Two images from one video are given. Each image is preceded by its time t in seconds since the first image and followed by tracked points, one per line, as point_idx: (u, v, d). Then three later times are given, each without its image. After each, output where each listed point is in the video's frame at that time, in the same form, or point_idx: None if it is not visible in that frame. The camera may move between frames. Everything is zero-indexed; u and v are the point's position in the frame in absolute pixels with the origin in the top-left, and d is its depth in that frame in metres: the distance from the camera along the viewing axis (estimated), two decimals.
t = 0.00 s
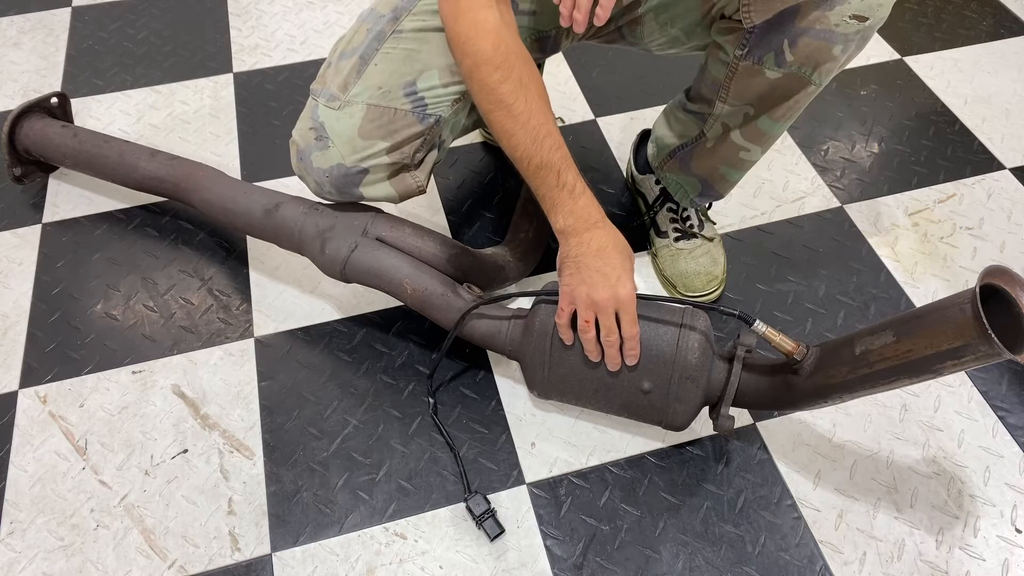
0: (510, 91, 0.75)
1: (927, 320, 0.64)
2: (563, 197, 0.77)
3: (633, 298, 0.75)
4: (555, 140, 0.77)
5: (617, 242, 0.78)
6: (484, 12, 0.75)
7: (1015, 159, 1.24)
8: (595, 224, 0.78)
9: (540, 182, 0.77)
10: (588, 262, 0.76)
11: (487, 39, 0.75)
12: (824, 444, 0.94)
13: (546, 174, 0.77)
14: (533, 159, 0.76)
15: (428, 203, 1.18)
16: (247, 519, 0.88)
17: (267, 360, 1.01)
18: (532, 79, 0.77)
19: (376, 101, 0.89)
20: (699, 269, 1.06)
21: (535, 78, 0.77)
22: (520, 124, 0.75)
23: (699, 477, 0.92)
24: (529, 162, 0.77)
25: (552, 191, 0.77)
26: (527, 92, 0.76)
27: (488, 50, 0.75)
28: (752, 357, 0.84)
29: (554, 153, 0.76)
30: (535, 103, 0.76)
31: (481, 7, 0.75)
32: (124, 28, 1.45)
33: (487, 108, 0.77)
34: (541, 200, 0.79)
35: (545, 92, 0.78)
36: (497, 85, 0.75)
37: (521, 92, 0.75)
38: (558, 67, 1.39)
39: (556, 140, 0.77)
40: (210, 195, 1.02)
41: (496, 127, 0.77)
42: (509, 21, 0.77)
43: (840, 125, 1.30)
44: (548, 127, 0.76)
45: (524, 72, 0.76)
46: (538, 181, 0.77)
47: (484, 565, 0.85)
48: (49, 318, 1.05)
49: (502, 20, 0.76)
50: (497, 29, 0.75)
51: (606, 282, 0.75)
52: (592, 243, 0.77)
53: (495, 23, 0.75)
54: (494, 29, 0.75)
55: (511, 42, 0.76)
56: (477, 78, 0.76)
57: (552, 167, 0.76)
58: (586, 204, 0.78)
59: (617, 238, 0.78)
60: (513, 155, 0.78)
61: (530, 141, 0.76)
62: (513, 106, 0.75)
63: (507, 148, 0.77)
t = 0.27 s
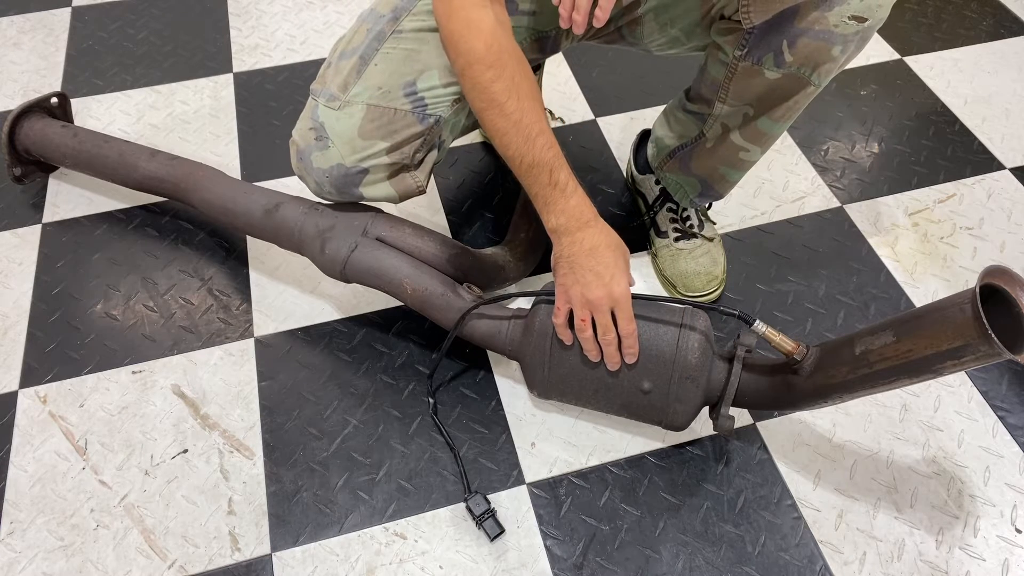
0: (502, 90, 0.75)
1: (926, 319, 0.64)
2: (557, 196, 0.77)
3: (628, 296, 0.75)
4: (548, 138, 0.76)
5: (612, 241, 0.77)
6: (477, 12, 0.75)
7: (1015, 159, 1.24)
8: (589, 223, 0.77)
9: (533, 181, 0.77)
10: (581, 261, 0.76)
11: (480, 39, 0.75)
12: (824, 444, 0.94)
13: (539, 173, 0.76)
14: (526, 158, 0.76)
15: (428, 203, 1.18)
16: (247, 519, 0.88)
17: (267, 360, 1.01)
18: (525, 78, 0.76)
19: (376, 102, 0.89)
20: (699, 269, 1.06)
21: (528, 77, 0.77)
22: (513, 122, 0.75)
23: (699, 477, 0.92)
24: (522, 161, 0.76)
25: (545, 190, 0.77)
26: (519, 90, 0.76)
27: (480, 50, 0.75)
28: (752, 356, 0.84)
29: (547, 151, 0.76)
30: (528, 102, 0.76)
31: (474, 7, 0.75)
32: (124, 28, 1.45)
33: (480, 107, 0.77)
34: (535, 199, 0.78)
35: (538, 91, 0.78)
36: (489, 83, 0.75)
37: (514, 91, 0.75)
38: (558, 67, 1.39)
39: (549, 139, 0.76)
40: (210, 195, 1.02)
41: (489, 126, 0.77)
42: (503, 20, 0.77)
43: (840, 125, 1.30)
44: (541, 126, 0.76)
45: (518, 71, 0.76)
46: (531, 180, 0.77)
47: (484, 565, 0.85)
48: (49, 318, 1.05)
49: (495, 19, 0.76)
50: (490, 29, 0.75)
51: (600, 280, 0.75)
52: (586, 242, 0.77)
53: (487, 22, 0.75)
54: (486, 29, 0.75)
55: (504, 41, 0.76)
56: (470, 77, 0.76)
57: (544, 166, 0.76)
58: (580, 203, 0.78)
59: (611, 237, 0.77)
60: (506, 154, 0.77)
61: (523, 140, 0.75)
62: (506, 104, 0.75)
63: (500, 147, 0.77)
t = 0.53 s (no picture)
0: (503, 89, 0.75)
1: (926, 319, 0.64)
2: (557, 195, 0.77)
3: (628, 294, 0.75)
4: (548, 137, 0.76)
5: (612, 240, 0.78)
6: (477, 12, 0.75)
7: (1015, 159, 1.23)
8: (589, 222, 0.77)
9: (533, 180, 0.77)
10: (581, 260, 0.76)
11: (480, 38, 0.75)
12: (824, 444, 0.94)
13: (539, 172, 0.76)
14: (527, 157, 0.76)
15: (428, 203, 1.18)
16: (247, 519, 0.88)
17: (267, 360, 1.01)
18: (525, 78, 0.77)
19: (376, 102, 0.89)
20: (699, 269, 1.06)
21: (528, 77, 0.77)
22: (513, 121, 0.75)
23: (699, 477, 0.92)
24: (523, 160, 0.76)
25: (545, 189, 0.77)
26: (519, 89, 0.76)
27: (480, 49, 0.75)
28: (752, 356, 0.84)
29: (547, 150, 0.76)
30: (528, 101, 0.76)
31: (474, 7, 0.75)
32: (124, 28, 1.45)
33: (481, 107, 0.77)
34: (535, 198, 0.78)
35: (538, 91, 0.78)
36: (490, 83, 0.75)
37: (514, 90, 0.75)
38: (558, 67, 1.39)
39: (549, 138, 0.76)
40: (210, 195, 1.02)
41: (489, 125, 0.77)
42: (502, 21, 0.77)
43: (840, 125, 1.30)
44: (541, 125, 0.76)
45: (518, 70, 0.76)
46: (532, 180, 0.77)
47: (484, 565, 0.85)
48: (49, 318, 1.05)
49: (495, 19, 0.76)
50: (490, 28, 0.75)
51: (600, 278, 0.75)
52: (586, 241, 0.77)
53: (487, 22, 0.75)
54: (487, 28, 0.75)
55: (504, 41, 0.76)
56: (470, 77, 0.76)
57: (544, 165, 0.76)
58: (580, 202, 0.78)
59: (611, 235, 0.78)
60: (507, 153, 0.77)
61: (524, 139, 0.75)
62: (507, 103, 0.75)
63: (501, 147, 0.77)
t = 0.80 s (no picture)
0: (486, 86, 0.74)
1: (926, 319, 0.64)
2: (542, 199, 0.74)
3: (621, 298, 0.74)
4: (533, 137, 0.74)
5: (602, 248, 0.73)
6: (463, 8, 0.74)
7: (1015, 159, 1.23)
8: (576, 226, 0.74)
9: (518, 182, 0.75)
10: (566, 264, 0.74)
11: (466, 34, 0.74)
12: (824, 444, 0.94)
13: (523, 173, 0.74)
14: (509, 156, 0.74)
15: (428, 203, 1.18)
16: (247, 519, 0.88)
17: (267, 360, 1.01)
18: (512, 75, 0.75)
19: (376, 102, 0.89)
20: (699, 269, 1.06)
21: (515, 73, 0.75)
22: (496, 119, 0.74)
23: (699, 476, 0.92)
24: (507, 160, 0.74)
25: (530, 191, 0.74)
26: (504, 87, 0.74)
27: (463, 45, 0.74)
28: (752, 356, 0.84)
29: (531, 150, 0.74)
30: (513, 98, 0.74)
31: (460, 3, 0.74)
32: (124, 28, 1.45)
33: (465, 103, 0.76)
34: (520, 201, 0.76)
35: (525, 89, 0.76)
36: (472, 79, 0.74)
37: (497, 87, 0.74)
38: (558, 67, 1.39)
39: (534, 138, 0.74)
40: (210, 195, 1.02)
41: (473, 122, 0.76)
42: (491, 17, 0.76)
43: (840, 125, 1.30)
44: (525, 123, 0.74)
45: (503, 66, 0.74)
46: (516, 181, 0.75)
47: (484, 565, 0.85)
48: (49, 318, 1.05)
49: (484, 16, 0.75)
50: (475, 25, 0.74)
51: (584, 283, 0.74)
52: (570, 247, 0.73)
53: (472, 18, 0.74)
54: (471, 24, 0.74)
55: (490, 36, 0.75)
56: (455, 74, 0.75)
57: (528, 164, 0.73)
58: (567, 206, 0.74)
59: (603, 243, 0.73)
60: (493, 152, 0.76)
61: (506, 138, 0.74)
62: (489, 100, 0.74)
63: (485, 145, 0.75)
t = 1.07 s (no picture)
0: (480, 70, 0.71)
1: (926, 319, 0.64)
2: (541, 184, 0.69)
3: (628, 290, 0.63)
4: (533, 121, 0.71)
5: (609, 233, 0.66)
6: None
7: (1015, 159, 1.23)
8: (576, 211, 0.68)
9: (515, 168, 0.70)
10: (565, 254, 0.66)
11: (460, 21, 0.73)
12: (824, 444, 0.94)
13: (519, 157, 0.70)
14: (504, 143, 0.71)
15: (428, 203, 1.18)
16: (247, 519, 0.88)
17: (267, 360, 1.01)
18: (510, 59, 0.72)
19: (376, 102, 0.89)
20: (699, 269, 1.06)
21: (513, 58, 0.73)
22: (490, 106, 0.71)
23: (699, 476, 0.92)
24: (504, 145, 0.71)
25: (527, 177, 0.70)
26: (500, 73, 0.72)
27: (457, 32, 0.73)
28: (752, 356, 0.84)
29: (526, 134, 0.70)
30: (508, 84, 0.71)
31: None
32: (124, 28, 1.45)
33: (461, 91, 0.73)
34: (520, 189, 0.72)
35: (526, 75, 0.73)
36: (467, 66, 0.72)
37: (492, 73, 0.72)
38: (558, 67, 1.39)
39: (531, 122, 0.71)
40: (210, 195, 1.02)
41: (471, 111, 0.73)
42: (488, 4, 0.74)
43: (840, 125, 1.30)
44: (523, 108, 0.71)
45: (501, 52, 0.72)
46: (513, 167, 0.71)
47: (484, 565, 0.85)
48: (49, 318, 1.05)
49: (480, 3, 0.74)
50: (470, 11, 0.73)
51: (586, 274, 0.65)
52: (570, 232, 0.67)
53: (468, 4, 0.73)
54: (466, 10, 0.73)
55: (487, 24, 0.73)
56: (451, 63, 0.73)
57: (524, 150, 0.70)
58: (568, 190, 0.69)
59: (608, 227, 0.67)
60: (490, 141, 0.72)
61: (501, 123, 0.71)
62: (484, 87, 0.72)
63: (482, 134, 0.73)
